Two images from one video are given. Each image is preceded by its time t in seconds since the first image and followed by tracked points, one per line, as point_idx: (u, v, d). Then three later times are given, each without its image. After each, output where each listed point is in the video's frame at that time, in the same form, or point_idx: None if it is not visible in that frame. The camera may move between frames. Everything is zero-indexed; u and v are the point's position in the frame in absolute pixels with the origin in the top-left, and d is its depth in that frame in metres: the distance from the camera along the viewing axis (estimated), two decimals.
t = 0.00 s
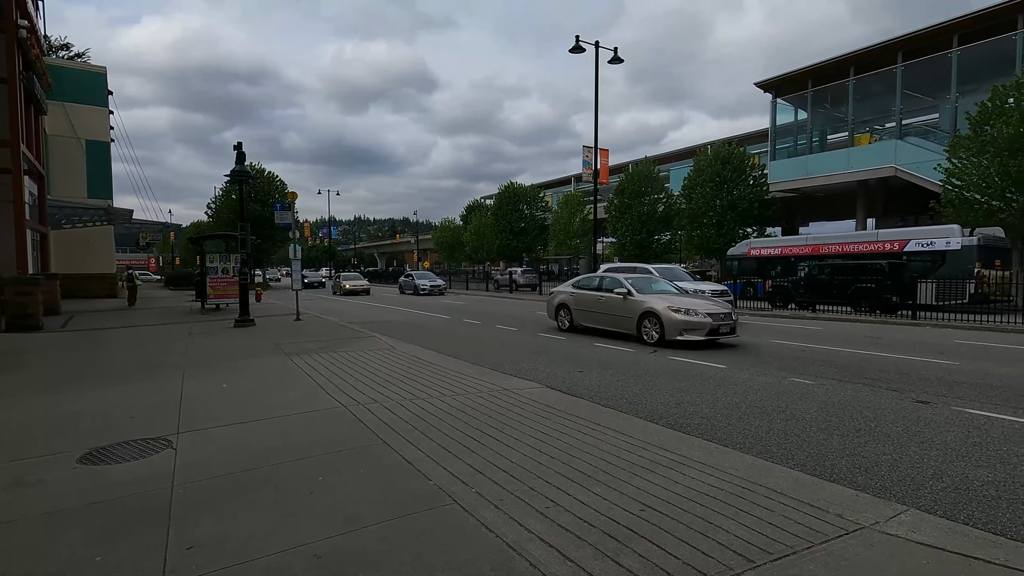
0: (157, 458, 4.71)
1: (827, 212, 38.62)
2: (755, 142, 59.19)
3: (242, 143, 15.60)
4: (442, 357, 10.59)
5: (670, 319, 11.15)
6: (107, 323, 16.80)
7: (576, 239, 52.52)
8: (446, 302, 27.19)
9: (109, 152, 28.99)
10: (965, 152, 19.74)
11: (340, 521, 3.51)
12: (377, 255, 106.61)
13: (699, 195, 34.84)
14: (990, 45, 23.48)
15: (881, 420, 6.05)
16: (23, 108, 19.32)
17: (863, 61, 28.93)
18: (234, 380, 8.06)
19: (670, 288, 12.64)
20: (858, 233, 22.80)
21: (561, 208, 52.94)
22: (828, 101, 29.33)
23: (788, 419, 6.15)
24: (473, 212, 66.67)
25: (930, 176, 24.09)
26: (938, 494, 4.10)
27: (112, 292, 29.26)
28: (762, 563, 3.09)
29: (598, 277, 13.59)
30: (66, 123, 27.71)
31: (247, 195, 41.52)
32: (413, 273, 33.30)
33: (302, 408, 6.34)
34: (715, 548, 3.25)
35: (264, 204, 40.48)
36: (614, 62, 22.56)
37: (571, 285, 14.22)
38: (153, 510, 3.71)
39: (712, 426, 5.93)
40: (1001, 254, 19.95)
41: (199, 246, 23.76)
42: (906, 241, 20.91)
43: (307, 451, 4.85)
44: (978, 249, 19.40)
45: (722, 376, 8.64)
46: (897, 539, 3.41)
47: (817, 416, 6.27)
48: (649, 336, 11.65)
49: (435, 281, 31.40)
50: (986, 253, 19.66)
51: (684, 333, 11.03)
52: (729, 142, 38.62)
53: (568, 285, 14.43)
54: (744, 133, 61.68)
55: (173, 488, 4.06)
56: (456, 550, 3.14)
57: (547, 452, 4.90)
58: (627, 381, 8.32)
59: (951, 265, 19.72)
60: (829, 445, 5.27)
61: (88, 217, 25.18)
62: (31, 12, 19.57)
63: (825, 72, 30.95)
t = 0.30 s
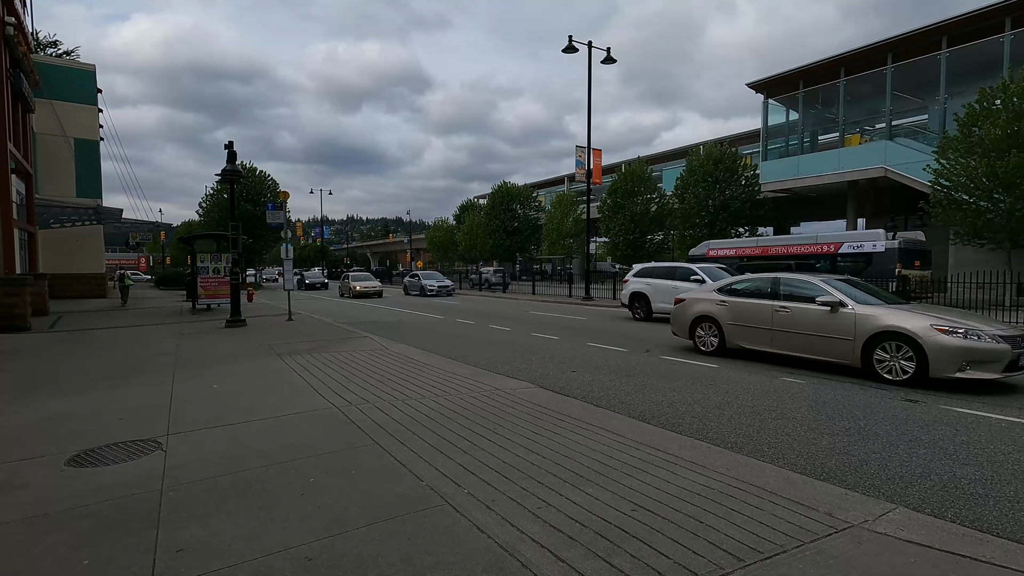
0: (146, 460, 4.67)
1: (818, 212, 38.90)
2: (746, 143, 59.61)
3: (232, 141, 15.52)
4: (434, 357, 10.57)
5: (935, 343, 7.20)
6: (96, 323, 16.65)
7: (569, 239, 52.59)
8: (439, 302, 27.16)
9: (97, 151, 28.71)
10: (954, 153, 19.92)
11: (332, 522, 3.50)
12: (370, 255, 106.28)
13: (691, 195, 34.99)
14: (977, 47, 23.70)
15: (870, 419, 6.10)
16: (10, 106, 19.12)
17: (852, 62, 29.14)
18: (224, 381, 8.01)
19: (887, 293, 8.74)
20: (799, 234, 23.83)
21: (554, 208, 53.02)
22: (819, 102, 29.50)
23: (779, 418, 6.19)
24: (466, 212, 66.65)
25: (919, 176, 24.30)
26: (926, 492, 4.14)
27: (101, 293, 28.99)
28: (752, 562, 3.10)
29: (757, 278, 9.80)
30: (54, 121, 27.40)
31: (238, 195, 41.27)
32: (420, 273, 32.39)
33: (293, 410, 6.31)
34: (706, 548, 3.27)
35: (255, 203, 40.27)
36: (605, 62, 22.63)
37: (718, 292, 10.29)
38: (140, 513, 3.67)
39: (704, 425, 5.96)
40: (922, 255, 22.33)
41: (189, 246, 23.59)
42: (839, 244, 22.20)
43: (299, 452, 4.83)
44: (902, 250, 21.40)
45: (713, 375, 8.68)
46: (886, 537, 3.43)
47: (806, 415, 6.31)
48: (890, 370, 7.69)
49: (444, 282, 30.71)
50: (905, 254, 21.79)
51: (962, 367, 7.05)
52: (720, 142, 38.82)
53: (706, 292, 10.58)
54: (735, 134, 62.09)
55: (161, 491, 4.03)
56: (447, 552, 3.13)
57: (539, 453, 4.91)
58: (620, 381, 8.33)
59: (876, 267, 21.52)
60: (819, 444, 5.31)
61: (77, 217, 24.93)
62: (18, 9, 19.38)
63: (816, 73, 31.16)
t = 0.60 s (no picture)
0: (136, 461, 4.64)
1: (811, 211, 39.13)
2: (738, 143, 59.91)
3: (224, 139, 15.41)
4: (428, 355, 10.56)
5: None
6: (87, 322, 16.51)
7: (563, 238, 52.64)
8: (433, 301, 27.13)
9: (87, 148, 28.43)
10: (944, 153, 20.04)
11: (324, 522, 3.48)
12: (363, 254, 105.92)
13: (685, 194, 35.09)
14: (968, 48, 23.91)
15: (861, 417, 6.14)
16: None
17: (844, 62, 29.30)
18: (215, 380, 7.96)
19: None
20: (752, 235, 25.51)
21: (548, 206, 53.04)
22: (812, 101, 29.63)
23: (771, 416, 6.22)
24: (460, 210, 66.53)
25: (910, 176, 24.47)
26: (916, 489, 4.17)
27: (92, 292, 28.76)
28: (744, 560, 3.11)
29: None
30: (43, 118, 27.11)
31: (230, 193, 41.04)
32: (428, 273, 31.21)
33: (286, 409, 6.27)
34: (698, 545, 3.27)
35: (247, 202, 40.05)
36: (600, 60, 22.62)
37: None
38: (130, 514, 3.63)
39: (696, 423, 5.98)
40: (857, 254, 24.12)
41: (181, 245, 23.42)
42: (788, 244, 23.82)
43: (290, 452, 4.80)
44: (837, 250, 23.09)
45: (706, 373, 8.72)
46: (876, 534, 3.46)
47: (799, 413, 6.35)
48: None
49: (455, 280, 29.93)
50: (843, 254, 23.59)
51: None
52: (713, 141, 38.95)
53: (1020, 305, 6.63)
54: (728, 134, 62.38)
55: (151, 491, 3.99)
56: (440, 552, 3.13)
57: (532, 451, 4.91)
58: (613, 379, 8.36)
59: (817, 266, 23.33)
60: (811, 442, 5.34)
61: (67, 215, 24.69)
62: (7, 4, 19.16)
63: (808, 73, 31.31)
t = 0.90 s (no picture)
0: (127, 461, 4.59)
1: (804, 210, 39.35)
2: (732, 142, 60.22)
3: (216, 137, 15.31)
4: (422, 354, 10.51)
5: None
6: (77, 321, 16.38)
7: (557, 237, 52.65)
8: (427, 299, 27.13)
9: (78, 145, 28.19)
10: (935, 152, 20.14)
11: (315, 523, 3.46)
12: (357, 253, 105.70)
13: (679, 193, 35.20)
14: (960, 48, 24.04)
15: (854, 415, 6.17)
16: None
17: (837, 62, 29.42)
18: (207, 380, 7.89)
19: None
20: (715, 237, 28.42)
21: (542, 205, 53.10)
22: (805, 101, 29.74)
23: (764, 414, 6.24)
24: (454, 209, 66.35)
25: (902, 175, 24.61)
26: (908, 486, 4.19)
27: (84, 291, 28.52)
28: (737, 558, 3.11)
29: None
30: (33, 116, 26.86)
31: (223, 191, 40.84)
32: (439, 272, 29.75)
33: (280, 408, 6.22)
34: (692, 544, 3.27)
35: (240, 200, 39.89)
36: (593, 59, 22.62)
37: None
38: (120, 515, 3.60)
39: (690, 422, 5.98)
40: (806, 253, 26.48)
41: (172, 244, 23.27)
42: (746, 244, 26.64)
43: (281, 452, 4.76)
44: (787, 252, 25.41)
45: (700, 372, 8.73)
46: (868, 532, 3.46)
47: (791, 411, 6.38)
48: None
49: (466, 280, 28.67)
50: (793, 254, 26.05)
51: None
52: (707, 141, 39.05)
53: None
54: (721, 133, 62.66)
55: (141, 492, 3.95)
56: (432, 551, 3.11)
57: (526, 450, 4.90)
58: (608, 378, 8.35)
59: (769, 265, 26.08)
60: (804, 440, 5.34)
61: (56, 213, 24.43)
62: None
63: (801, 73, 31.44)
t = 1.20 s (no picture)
0: (119, 460, 4.56)
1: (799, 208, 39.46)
2: (728, 140, 60.34)
3: (210, 134, 15.23)
4: (418, 353, 10.49)
5: None
6: (71, 320, 16.30)
7: (553, 235, 52.65)
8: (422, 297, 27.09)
9: (71, 143, 28.01)
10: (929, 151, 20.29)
11: (309, 522, 3.44)
12: (353, 251, 105.45)
13: (675, 191, 35.27)
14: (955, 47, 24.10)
15: (848, 412, 6.19)
16: None
17: (833, 61, 29.45)
18: (201, 379, 7.85)
19: None
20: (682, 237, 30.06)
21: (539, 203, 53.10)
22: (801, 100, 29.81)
23: (759, 412, 6.25)
24: (451, 207, 66.18)
25: (896, 173, 24.72)
26: (902, 483, 4.21)
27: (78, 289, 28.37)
28: (732, 556, 3.12)
29: None
30: (25, 113, 26.67)
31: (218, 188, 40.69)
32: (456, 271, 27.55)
33: (275, 408, 6.20)
34: (688, 541, 3.27)
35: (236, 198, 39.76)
36: (590, 57, 22.61)
37: None
38: (113, 514, 3.58)
39: (685, 419, 5.99)
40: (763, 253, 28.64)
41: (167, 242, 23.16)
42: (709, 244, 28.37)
43: (276, 451, 4.74)
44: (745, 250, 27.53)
45: (696, 370, 8.75)
46: (862, 529, 3.48)
47: (786, 409, 6.39)
48: None
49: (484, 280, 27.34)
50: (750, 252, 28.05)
51: None
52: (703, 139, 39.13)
53: None
54: (718, 131, 62.76)
55: (134, 491, 3.93)
56: (427, 550, 3.10)
57: (522, 448, 4.90)
58: (604, 375, 8.36)
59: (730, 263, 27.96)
60: (798, 438, 5.35)
61: (50, 211, 24.29)
62: None
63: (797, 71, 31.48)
